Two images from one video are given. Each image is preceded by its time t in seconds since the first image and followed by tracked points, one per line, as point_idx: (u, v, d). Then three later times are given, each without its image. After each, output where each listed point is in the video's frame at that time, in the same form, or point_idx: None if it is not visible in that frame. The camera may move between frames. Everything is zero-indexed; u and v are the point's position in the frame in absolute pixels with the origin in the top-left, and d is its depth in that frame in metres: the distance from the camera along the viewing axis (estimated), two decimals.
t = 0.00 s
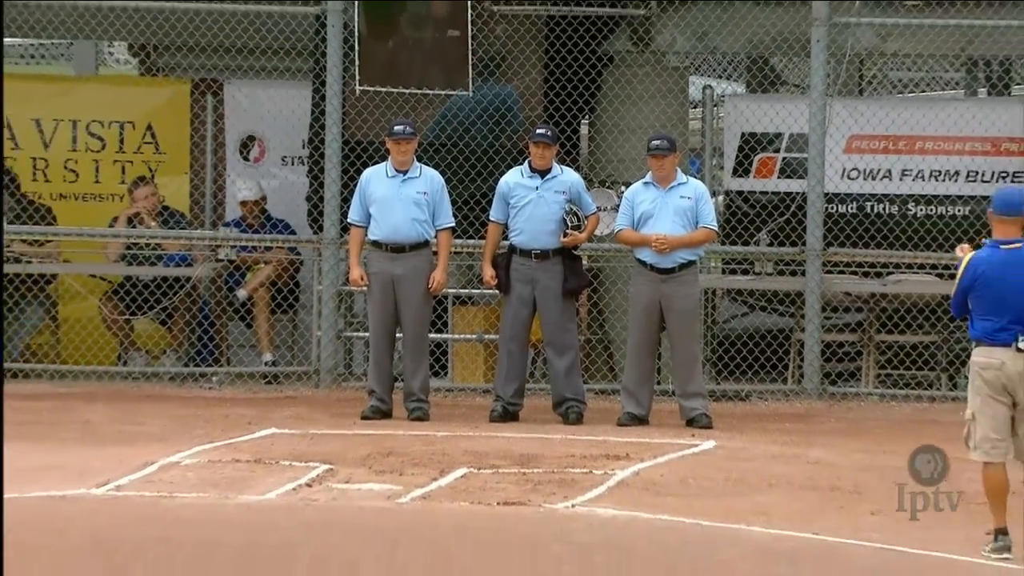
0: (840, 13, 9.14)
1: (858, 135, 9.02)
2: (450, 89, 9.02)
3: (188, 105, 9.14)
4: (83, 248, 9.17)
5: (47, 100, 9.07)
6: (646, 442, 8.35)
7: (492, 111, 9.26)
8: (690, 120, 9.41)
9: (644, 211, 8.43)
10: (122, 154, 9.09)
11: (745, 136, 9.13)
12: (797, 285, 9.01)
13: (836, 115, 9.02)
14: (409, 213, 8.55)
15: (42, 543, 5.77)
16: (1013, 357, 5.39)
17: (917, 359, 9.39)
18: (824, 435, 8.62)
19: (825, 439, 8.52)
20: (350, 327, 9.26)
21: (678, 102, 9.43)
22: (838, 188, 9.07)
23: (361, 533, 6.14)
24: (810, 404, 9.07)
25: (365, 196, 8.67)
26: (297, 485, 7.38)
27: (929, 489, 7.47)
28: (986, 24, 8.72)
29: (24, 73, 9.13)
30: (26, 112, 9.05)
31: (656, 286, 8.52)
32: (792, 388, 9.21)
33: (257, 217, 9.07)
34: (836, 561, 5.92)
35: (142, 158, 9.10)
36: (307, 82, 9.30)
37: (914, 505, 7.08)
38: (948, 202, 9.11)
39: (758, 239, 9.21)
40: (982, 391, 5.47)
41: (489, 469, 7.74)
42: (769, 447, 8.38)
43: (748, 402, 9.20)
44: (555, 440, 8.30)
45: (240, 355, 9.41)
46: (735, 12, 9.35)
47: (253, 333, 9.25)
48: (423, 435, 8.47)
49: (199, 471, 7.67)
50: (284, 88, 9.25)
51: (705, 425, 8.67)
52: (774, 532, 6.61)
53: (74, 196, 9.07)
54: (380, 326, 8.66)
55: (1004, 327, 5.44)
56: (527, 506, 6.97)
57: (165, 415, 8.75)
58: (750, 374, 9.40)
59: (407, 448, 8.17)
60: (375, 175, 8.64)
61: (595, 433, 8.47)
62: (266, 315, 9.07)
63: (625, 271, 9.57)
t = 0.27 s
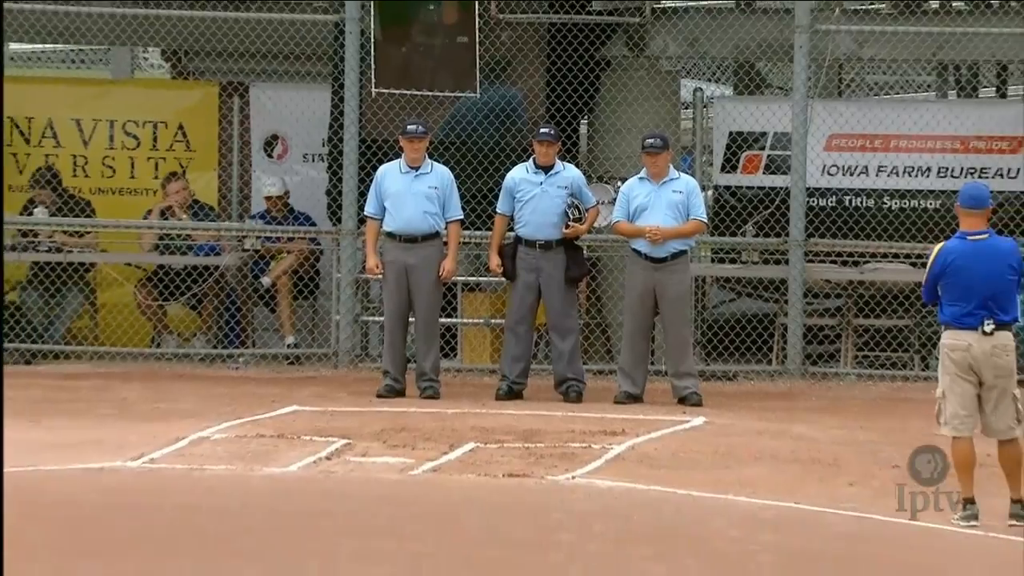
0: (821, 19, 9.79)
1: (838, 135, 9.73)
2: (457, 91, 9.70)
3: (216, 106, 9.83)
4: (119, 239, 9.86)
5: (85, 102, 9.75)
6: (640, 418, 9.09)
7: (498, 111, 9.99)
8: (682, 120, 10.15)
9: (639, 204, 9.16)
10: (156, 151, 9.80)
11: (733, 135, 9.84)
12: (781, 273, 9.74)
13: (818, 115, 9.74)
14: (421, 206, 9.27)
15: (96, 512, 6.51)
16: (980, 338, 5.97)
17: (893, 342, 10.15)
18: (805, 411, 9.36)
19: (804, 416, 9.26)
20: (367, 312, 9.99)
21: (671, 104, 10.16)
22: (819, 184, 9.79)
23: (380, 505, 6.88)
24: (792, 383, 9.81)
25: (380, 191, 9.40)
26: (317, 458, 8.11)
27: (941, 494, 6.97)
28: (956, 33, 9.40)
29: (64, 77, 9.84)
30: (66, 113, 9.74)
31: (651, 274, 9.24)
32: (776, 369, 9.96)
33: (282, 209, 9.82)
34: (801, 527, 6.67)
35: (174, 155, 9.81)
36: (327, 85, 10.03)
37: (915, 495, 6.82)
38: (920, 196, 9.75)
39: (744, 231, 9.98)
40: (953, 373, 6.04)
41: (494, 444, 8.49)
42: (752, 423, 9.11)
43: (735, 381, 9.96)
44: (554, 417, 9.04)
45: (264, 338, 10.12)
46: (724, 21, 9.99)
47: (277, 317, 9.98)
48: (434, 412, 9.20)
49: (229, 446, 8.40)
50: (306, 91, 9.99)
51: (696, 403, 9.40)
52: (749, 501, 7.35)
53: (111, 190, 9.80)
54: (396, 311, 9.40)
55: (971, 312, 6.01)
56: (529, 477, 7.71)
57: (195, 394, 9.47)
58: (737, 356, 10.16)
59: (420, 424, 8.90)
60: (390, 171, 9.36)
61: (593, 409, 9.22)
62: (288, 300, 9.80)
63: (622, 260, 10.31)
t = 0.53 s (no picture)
0: (803, 27, 10.61)
1: (820, 133, 10.49)
2: (467, 93, 10.48)
3: (243, 106, 10.62)
4: (154, 229, 10.64)
5: (123, 104, 10.53)
6: (635, 396, 9.89)
7: (504, 111, 10.77)
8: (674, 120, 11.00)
9: (635, 198, 9.95)
10: (187, 148, 10.59)
11: (722, 134, 10.64)
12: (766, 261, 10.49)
13: (800, 114, 10.51)
14: (433, 199, 10.04)
15: (148, 483, 7.32)
16: (946, 321, 6.66)
17: (870, 324, 10.96)
18: (786, 389, 10.16)
19: (785, 394, 10.07)
20: (383, 297, 10.79)
21: (664, 105, 10.91)
22: (801, 179, 10.55)
23: (398, 479, 7.69)
24: (776, 363, 10.61)
25: (395, 185, 10.18)
26: (336, 433, 8.92)
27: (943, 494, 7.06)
28: (927, 40, 10.19)
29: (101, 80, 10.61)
30: (105, 113, 10.53)
31: (646, 262, 10.03)
32: (762, 350, 10.76)
33: (303, 201, 10.58)
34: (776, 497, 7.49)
35: (204, 152, 10.60)
36: (345, 87, 10.78)
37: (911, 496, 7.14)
38: (895, 189, 10.53)
39: (732, 223, 10.80)
40: (924, 351, 6.77)
41: (500, 419, 9.29)
42: (737, 400, 9.91)
43: (724, 361, 10.76)
44: (556, 395, 9.85)
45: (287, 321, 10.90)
46: (713, 29, 10.94)
47: (299, 302, 10.80)
48: (445, 390, 10.01)
49: (258, 421, 9.20)
50: (324, 92, 10.74)
51: (686, 381, 10.21)
52: (732, 471, 8.16)
53: (146, 184, 10.59)
54: (409, 296, 10.18)
55: (939, 298, 6.70)
56: (534, 450, 8.51)
57: (226, 372, 10.28)
58: (726, 338, 10.96)
59: (432, 401, 9.70)
60: (404, 167, 10.13)
61: (592, 387, 10.02)
62: (309, 286, 10.65)
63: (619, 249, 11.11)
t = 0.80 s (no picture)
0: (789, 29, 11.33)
1: (804, 129, 11.29)
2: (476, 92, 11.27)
3: (268, 103, 11.38)
4: (185, 218, 11.42)
5: (158, 100, 11.33)
6: (631, 372, 10.71)
7: (510, 108, 11.56)
8: (669, 116, 11.86)
9: (632, 188, 10.74)
10: (216, 143, 11.39)
11: (713, 130, 11.43)
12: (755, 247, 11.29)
13: (785, 111, 11.28)
14: (444, 189, 10.83)
15: (188, 458, 8.14)
16: (919, 303, 7.18)
17: (851, 305, 11.79)
18: (771, 366, 10.98)
19: (770, 370, 10.89)
20: (398, 280, 11.61)
21: (659, 102, 11.86)
22: (787, 170, 11.34)
23: (413, 452, 8.50)
24: (762, 342, 11.44)
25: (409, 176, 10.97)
26: (354, 406, 9.75)
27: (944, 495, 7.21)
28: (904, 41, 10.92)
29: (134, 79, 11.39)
30: (140, 110, 11.33)
31: (642, 248, 10.84)
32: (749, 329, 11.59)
33: (325, 191, 11.42)
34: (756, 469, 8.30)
35: (232, 145, 11.40)
36: (363, 86, 11.55)
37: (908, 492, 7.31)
38: (873, 180, 11.34)
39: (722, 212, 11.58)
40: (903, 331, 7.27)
41: (507, 394, 10.12)
42: (726, 376, 10.73)
43: (714, 340, 11.59)
44: (559, 371, 10.67)
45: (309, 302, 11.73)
46: (704, 31, 11.68)
47: (320, 285, 11.61)
48: (455, 367, 10.83)
49: (285, 395, 10.04)
50: (343, 90, 11.51)
51: (679, 358, 11.03)
52: (718, 443, 9.00)
53: (178, 175, 11.41)
54: (422, 280, 10.95)
55: (913, 281, 7.23)
56: (538, 423, 9.34)
57: (252, 350, 11.10)
58: (716, 319, 11.80)
59: (444, 377, 10.53)
60: (418, 160, 10.92)
61: (592, 364, 10.84)
62: (330, 270, 11.47)
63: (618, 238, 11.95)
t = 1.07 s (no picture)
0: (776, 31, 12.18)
1: (790, 124, 12.10)
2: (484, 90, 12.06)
3: (289, 100, 12.22)
4: (212, 208, 12.21)
5: (187, 98, 12.15)
6: (628, 352, 11.53)
7: (515, 104, 12.36)
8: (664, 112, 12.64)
9: (630, 180, 11.54)
10: (242, 137, 12.22)
11: (705, 125, 12.26)
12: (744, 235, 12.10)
13: (773, 108, 12.11)
14: (454, 181, 11.63)
15: (222, 433, 9.01)
16: (896, 287, 7.93)
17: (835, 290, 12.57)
18: (758, 346, 11.80)
19: (758, 349, 11.71)
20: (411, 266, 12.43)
21: (654, 99, 12.58)
22: (774, 163, 12.16)
23: (427, 427, 9.35)
24: (751, 324, 12.26)
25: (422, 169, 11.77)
26: (370, 384, 10.59)
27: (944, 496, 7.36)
28: (882, 42, 11.72)
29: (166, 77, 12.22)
30: (171, 107, 12.15)
31: (639, 236, 11.65)
32: (739, 312, 12.42)
33: (343, 181, 12.19)
34: (739, 444, 9.14)
35: (257, 140, 12.22)
36: (379, 85, 12.36)
37: (908, 493, 7.41)
38: (855, 171, 12.17)
39: (713, 202, 12.38)
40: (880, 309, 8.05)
41: (513, 372, 10.95)
42: (715, 355, 11.55)
43: (706, 322, 12.41)
44: (561, 351, 11.50)
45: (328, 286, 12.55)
46: (697, 32, 12.48)
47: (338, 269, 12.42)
48: (465, 346, 11.66)
49: (307, 372, 10.88)
50: (360, 89, 12.34)
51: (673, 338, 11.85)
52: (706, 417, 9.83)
53: (206, 168, 12.23)
54: (433, 265, 11.72)
55: (890, 266, 7.97)
56: (542, 399, 10.18)
57: (274, 331, 11.92)
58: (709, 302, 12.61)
59: (454, 356, 11.36)
60: (429, 153, 11.71)
61: (592, 344, 11.67)
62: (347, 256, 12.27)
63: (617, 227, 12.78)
